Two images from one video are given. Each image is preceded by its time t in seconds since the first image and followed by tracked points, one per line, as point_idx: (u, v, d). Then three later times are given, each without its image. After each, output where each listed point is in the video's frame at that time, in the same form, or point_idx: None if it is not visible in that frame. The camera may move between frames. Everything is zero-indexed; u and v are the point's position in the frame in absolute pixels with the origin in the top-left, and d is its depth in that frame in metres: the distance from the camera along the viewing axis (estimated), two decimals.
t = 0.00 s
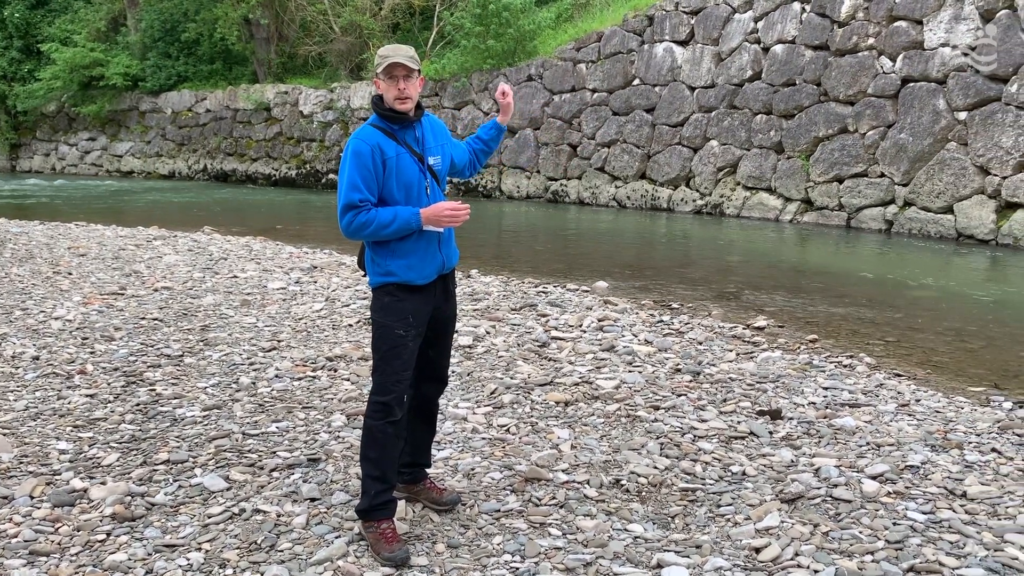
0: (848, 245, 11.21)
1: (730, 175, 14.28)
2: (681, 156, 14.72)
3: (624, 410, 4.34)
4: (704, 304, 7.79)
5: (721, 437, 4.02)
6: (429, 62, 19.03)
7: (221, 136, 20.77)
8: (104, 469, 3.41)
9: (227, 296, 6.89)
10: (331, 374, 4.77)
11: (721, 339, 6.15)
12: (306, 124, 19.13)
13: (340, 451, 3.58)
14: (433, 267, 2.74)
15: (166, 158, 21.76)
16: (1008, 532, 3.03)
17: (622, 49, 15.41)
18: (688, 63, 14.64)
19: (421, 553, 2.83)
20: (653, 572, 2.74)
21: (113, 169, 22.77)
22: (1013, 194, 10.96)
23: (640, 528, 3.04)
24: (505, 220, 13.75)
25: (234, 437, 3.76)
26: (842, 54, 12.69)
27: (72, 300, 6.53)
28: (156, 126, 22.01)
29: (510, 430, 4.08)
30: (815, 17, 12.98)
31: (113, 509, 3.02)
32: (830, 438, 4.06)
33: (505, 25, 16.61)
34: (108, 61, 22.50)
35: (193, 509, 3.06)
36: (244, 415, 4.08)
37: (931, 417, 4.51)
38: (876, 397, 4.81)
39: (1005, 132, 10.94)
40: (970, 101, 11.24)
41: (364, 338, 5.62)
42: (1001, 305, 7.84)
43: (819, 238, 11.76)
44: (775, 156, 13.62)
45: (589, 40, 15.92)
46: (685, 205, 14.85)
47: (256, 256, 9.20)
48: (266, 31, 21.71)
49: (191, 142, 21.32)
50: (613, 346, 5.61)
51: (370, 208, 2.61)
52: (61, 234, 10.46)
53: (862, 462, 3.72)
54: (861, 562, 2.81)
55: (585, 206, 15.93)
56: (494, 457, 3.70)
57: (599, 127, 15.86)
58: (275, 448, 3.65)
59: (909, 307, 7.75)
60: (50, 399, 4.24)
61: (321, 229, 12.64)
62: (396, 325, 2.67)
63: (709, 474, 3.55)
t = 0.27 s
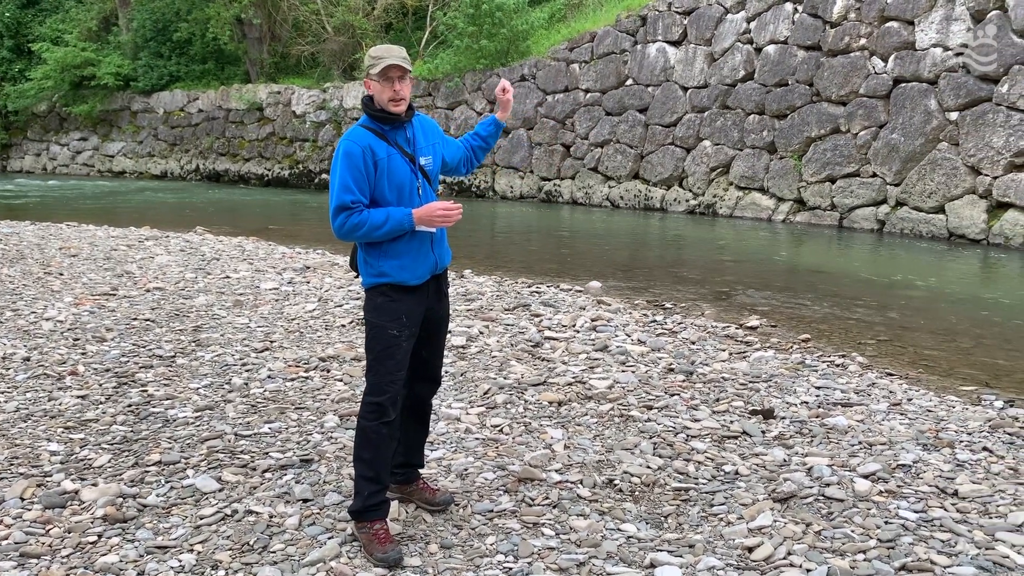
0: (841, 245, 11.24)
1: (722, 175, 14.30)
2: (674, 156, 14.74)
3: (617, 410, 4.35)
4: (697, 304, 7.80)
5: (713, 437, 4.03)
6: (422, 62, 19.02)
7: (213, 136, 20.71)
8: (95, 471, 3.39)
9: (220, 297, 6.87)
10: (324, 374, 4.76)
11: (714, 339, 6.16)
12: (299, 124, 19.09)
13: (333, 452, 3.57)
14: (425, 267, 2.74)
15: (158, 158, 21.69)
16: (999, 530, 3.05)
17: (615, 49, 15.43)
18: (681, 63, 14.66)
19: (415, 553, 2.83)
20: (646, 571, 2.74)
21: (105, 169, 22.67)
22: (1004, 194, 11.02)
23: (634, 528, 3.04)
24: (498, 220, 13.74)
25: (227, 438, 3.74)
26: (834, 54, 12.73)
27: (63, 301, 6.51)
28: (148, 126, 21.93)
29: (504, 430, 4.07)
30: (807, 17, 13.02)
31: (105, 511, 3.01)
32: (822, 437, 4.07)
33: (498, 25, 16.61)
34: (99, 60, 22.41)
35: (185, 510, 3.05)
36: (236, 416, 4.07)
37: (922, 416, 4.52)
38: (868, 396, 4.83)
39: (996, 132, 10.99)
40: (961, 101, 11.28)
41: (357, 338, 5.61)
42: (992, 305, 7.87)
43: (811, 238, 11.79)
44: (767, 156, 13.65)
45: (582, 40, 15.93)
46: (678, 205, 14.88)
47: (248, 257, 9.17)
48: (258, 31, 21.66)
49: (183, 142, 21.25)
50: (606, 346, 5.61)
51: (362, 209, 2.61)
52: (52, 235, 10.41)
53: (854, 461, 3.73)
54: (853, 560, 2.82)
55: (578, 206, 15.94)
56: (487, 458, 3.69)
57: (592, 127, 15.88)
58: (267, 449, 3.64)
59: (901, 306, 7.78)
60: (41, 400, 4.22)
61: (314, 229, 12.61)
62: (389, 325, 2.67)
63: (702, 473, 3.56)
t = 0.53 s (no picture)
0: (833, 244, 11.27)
1: (715, 175, 14.33)
2: (667, 156, 14.77)
3: (611, 409, 4.35)
4: (690, 303, 7.80)
5: (706, 436, 4.03)
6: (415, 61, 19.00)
7: (205, 136, 20.65)
8: (86, 472, 3.37)
9: (212, 298, 6.85)
10: (317, 375, 4.75)
11: (707, 338, 6.18)
12: (291, 123, 19.05)
13: (325, 452, 3.56)
14: (416, 267, 2.73)
15: (150, 159, 21.61)
16: (990, 529, 3.07)
17: (608, 49, 15.45)
18: (674, 63, 14.68)
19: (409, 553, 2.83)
20: (638, 570, 2.75)
21: (96, 169, 22.58)
22: (994, 193, 11.07)
23: (626, 528, 3.04)
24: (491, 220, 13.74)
25: (219, 439, 3.73)
26: (826, 55, 12.78)
27: (54, 302, 6.47)
28: (140, 126, 21.85)
29: (497, 430, 4.07)
30: (799, 17, 13.06)
31: (96, 512, 2.99)
32: (814, 436, 4.08)
33: (491, 25, 16.62)
34: (91, 60, 22.32)
35: (177, 511, 3.04)
36: (229, 416, 4.05)
37: (914, 415, 4.55)
38: (860, 395, 4.84)
39: (987, 132, 11.04)
40: (952, 101, 11.34)
41: (349, 339, 5.60)
42: (984, 304, 7.91)
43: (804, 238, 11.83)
44: (760, 156, 13.68)
45: (575, 40, 15.94)
46: (671, 205, 14.90)
47: (241, 257, 9.15)
48: (251, 31, 21.61)
49: (175, 142, 21.18)
50: (600, 346, 5.62)
51: (351, 210, 2.60)
52: (43, 235, 10.37)
53: (846, 460, 3.75)
54: (844, 559, 2.83)
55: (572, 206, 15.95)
56: (480, 458, 3.69)
57: (585, 127, 15.89)
58: (259, 449, 3.63)
59: (892, 306, 7.82)
60: (32, 401, 4.20)
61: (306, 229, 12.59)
62: (381, 325, 2.67)
63: (695, 473, 3.56)
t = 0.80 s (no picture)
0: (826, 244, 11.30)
1: (708, 175, 14.37)
2: (660, 156, 14.79)
3: (604, 409, 4.36)
4: (683, 303, 7.81)
5: (699, 435, 4.04)
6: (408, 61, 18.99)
7: (197, 136, 20.58)
8: (78, 473, 3.36)
9: (204, 298, 6.83)
10: (310, 375, 4.74)
11: (700, 338, 6.19)
12: (284, 123, 19.02)
13: (318, 453, 3.56)
14: (406, 268, 2.72)
15: (142, 158, 21.53)
16: (980, 527, 3.09)
17: (601, 49, 15.46)
18: (667, 63, 14.71)
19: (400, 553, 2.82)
20: (631, 570, 2.75)
21: (88, 169, 22.49)
22: (985, 193, 11.12)
23: (619, 527, 3.05)
24: (485, 220, 13.74)
25: (210, 440, 3.72)
26: (818, 55, 12.82)
27: (45, 302, 6.44)
28: (132, 126, 21.77)
29: (490, 430, 4.08)
30: (791, 18, 13.10)
31: (88, 513, 2.99)
32: (806, 435, 4.10)
33: (484, 25, 16.62)
34: (82, 59, 22.23)
35: (169, 512, 3.03)
36: (221, 417, 4.04)
37: (905, 414, 4.56)
38: (852, 395, 4.86)
39: (978, 132, 11.10)
40: (944, 101, 11.39)
41: (342, 339, 5.59)
42: (975, 303, 7.94)
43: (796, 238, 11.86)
44: (753, 156, 13.71)
45: (568, 40, 15.94)
46: (665, 205, 14.93)
47: (234, 257, 9.13)
48: (243, 30, 21.56)
49: (167, 142, 21.11)
50: (593, 346, 5.62)
51: (340, 208, 2.60)
52: (35, 235, 10.33)
53: (838, 459, 3.76)
54: (837, 558, 2.84)
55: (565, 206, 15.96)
56: (473, 458, 3.69)
57: (579, 127, 15.91)
58: (252, 450, 3.62)
59: (884, 305, 7.85)
60: (23, 403, 4.18)
61: (300, 229, 12.56)
62: (370, 325, 2.66)
63: (688, 472, 3.57)
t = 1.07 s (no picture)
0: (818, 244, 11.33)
1: (701, 175, 14.40)
2: (653, 156, 14.81)
3: (597, 409, 4.36)
4: (675, 303, 7.82)
5: (691, 435, 4.05)
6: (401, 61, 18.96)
7: (190, 136, 20.52)
8: (69, 475, 3.35)
9: (197, 298, 6.81)
10: (302, 376, 4.74)
11: (693, 338, 6.21)
12: (277, 123, 18.98)
13: (311, 454, 3.55)
14: (397, 269, 2.72)
15: (134, 159, 21.44)
16: (971, 526, 3.10)
17: (594, 49, 15.48)
18: (659, 63, 14.73)
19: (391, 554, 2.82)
20: (624, 569, 2.75)
21: (79, 169, 22.39)
22: (976, 193, 11.17)
23: (612, 527, 3.05)
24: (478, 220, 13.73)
25: (203, 441, 3.71)
26: (810, 55, 12.86)
27: (36, 303, 6.41)
28: (124, 126, 21.69)
29: (483, 430, 4.08)
30: (783, 18, 13.14)
31: (79, 515, 2.97)
32: (799, 434, 4.11)
33: (477, 25, 16.61)
34: (74, 59, 22.14)
35: (161, 514, 3.02)
36: (213, 418, 4.03)
37: (897, 413, 4.58)
38: (844, 394, 4.88)
39: (968, 132, 11.15)
40: (935, 102, 11.44)
41: (335, 339, 5.58)
42: (967, 303, 7.98)
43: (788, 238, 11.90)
44: (745, 156, 13.75)
45: (561, 40, 15.95)
46: (658, 205, 14.95)
47: (226, 257, 9.10)
48: (235, 30, 21.50)
49: (159, 142, 21.04)
50: (586, 346, 5.63)
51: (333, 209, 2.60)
52: (26, 236, 10.28)
53: (830, 458, 3.77)
54: (828, 556, 2.85)
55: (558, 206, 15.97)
56: (467, 458, 3.69)
57: (572, 127, 15.92)
58: (244, 451, 3.61)
59: (876, 304, 7.89)
60: (13, 404, 4.16)
61: (292, 230, 12.53)
62: (361, 326, 2.66)
63: (680, 471, 3.58)
